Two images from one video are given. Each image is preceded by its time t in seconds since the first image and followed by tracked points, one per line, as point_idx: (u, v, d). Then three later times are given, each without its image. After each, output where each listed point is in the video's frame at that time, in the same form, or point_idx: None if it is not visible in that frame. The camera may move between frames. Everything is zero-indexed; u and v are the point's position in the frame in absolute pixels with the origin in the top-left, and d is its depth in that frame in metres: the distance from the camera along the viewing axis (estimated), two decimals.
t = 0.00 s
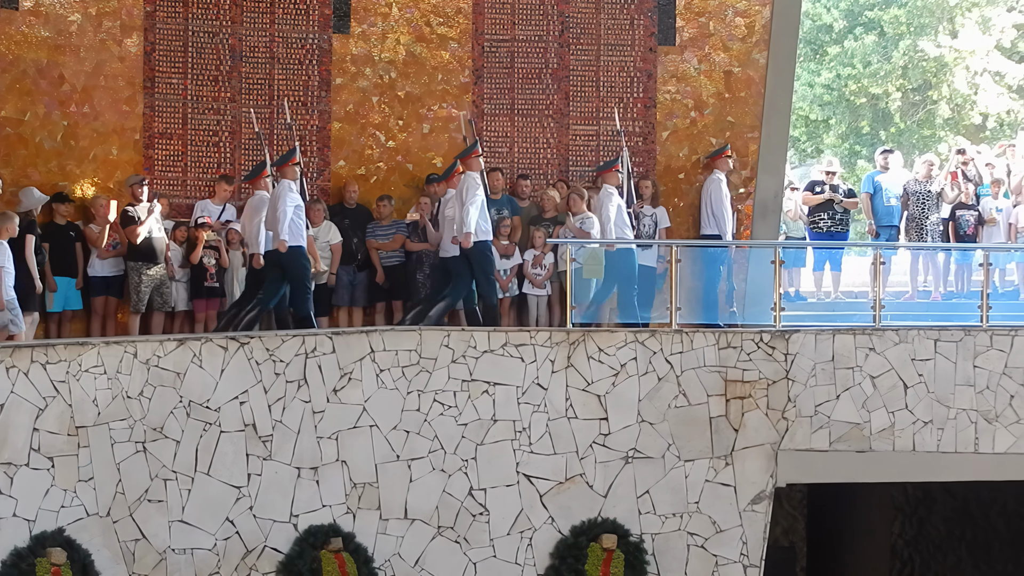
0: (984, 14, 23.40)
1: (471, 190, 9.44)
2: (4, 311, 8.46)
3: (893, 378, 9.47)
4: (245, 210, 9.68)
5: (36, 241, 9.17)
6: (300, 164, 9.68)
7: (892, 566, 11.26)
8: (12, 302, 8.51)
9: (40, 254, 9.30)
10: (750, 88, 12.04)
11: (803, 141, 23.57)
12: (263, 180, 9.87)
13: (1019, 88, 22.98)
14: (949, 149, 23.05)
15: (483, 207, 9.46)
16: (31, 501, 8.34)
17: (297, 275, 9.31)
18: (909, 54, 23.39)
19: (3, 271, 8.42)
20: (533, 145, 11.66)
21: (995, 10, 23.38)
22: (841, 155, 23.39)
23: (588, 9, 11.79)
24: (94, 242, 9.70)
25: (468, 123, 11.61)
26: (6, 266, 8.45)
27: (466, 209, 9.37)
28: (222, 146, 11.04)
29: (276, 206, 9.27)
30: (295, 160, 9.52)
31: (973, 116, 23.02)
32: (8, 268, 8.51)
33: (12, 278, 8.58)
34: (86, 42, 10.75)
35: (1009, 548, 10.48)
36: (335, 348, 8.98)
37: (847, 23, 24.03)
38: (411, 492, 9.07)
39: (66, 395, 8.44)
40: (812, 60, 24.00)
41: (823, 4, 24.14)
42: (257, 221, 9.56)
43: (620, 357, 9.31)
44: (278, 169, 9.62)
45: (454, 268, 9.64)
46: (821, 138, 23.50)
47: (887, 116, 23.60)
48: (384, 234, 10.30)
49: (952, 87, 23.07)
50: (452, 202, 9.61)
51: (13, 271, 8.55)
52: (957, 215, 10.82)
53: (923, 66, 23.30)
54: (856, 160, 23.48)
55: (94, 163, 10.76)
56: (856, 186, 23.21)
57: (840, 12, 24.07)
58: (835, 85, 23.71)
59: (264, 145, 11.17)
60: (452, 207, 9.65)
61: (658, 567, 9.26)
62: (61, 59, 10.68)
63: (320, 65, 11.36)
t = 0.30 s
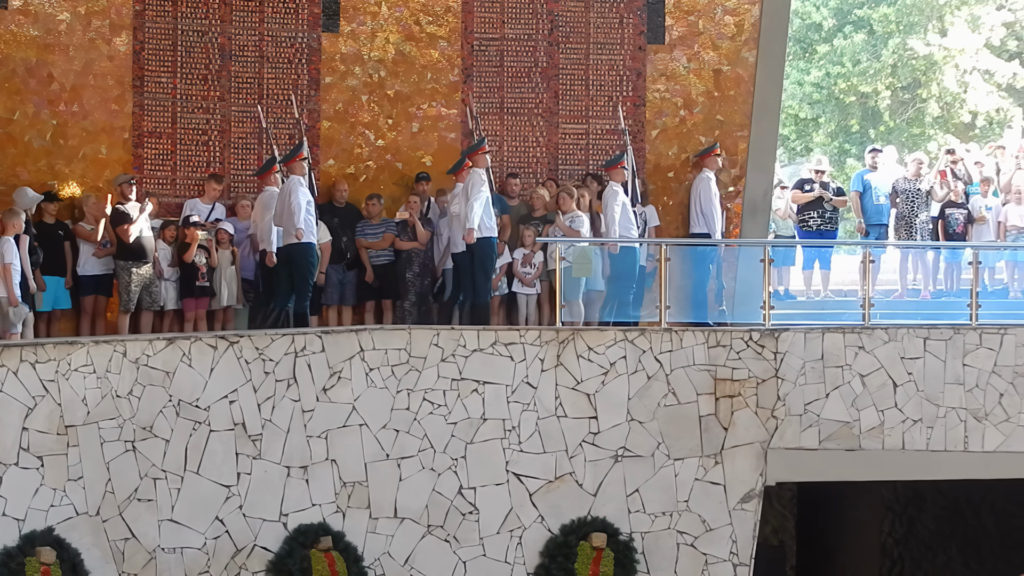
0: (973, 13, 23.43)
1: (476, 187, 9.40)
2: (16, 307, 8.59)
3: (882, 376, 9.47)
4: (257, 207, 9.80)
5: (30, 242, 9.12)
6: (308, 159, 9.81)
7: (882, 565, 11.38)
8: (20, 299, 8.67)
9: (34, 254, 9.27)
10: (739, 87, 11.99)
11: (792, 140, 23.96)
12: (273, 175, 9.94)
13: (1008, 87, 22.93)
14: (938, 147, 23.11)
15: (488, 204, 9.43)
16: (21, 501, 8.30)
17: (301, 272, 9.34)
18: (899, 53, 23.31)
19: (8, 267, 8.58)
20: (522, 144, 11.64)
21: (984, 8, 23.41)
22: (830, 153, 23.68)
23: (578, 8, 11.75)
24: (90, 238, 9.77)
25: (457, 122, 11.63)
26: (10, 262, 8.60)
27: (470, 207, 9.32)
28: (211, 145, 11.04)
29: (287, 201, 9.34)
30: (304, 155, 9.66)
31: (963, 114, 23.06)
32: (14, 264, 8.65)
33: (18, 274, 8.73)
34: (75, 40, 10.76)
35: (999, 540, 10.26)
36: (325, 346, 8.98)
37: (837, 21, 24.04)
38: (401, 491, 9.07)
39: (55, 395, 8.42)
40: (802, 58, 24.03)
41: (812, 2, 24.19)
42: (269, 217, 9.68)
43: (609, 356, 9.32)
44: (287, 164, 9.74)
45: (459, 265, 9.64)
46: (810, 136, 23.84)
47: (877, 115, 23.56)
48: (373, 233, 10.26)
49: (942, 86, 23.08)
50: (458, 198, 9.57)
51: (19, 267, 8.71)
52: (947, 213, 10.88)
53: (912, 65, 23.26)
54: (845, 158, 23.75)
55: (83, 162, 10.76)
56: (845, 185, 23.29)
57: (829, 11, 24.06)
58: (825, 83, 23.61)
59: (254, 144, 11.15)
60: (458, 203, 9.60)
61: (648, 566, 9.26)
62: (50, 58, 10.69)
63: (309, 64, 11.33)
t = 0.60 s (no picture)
0: (962, 12, 23.47)
1: (475, 186, 9.44)
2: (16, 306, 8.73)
3: (872, 375, 9.47)
4: (257, 206, 9.80)
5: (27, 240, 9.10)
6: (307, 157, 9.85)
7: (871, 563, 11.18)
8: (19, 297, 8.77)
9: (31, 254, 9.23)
10: (729, 86, 12.00)
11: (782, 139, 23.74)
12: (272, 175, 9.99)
13: (997, 85, 22.91)
14: (927, 146, 23.00)
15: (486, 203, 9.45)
16: (10, 500, 8.31)
17: (297, 272, 9.34)
18: (888, 52, 23.40)
19: (5, 267, 8.61)
20: (512, 143, 11.64)
21: (974, 7, 23.46)
22: (820, 153, 23.48)
23: (568, 7, 11.74)
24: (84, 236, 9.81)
25: (448, 120, 11.63)
26: (7, 263, 8.62)
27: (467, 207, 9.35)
28: (201, 144, 11.03)
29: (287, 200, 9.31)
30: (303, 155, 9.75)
31: (952, 114, 22.98)
32: (11, 265, 8.66)
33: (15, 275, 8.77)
34: (65, 39, 10.75)
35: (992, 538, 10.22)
36: (315, 345, 8.99)
37: (827, 21, 24.16)
38: (391, 490, 9.07)
39: (45, 394, 8.42)
40: (791, 57, 24.09)
41: (801, 2, 24.28)
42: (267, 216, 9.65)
43: (599, 355, 9.32)
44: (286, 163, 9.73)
45: (455, 265, 9.70)
46: (800, 135, 23.68)
47: (866, 114, 23.56)
48: (362, 233, 10.19)
49: (931, 84, 23.05)
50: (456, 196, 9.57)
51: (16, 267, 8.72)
52: (936, 212, 10.82)
53: (902, 64, 23.30)
54: (834, 157, 23.55)
55: (73, 160, 10.78)
56: (835, 184, 23.30)
57: (818, 10, 24.18)
58: (815, 82, 23.64)
59: (244, 143, 11.14)
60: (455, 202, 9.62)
61: (638, 565, 9.27)
62: (40, 57, 10.68)
63: (299, 63, 11.34)
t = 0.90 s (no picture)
0: (951, 11, 23.50)
1: (470, 188, 9.48)
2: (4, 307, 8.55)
3: (861, 375, 9.48)
4: (248, 205, 9.76)
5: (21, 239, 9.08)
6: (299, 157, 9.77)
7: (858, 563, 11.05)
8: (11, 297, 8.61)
9: (29, 252, 9.31)
10: (718, 85, 11.96)
11: (771, 138, 23.80)
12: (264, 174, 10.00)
13: (986, 85, 22.90)
14: (916, 146, 22.98)
15: (479, 205, 9.51)
16: None
17: (287, 272, 9.35)
18: (877, 51, 23.45)
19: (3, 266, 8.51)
20: (501, 142, 11.64)
21: (962, 7, 23.50)
22: (809, 153, 23.47)
23: (557, 7, 11.73)
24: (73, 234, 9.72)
25: (437, 120, 11.61)
26: (5, 263, 8.55)
27: (462, 211, 9.41)
28: (189, 143, 11.03)
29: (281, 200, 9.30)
30: (295, 153, 9.65)
31: (941, 113, 22.95)
32: (7, 264, 8.58)
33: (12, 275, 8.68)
34: (53, 38, 10.77)
35: (978, 539, 10.36)
36: (303, 345, 8.98)
37: (815, 20, 24.14)
38: (380, 490, 9.07)
39: (33, 393, 8.40)
40: (780, 57, 23.96)
41: (790, 1, 24.14)
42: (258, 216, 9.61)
43: (588, 354, 9.32)
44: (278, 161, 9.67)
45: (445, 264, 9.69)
46: (789, 135, 23.73)
47: (855, 113, 23.53)
48: (351, 232, 10.14)
49: (920, 84, 23.10)
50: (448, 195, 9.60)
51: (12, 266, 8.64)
52: (925, 211, 10.81)
53: (890, 63, 23.36)
54: (822, 156, 23.58)
55: (61, 159, 10.77)
56: (823, 183, 23.33)
57: (807, 10, 24.16)
58: (804, 82, 23.58)
59: (232, 142, 11.14)
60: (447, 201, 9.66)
61: (626, 564, 9.27)
62: (28, 56, 10.70)
63: (288, 62, 11.33)
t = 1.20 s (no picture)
0: (939, 11, 23.45)
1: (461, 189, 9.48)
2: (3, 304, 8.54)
3: (848, 374, 9.48)
4: (235, 204, 9.72)
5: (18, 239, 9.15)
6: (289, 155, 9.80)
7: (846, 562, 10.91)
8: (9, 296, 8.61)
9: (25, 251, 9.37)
10: (705, 84, 11.94)
11: (758, 138, 23.66)
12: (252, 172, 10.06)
13: (973, 84, 22.86)
14: (903, 145, 23.11)
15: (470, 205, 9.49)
16: None
17: (275, 270, 9.38)
18: (864, 51, 23.44)
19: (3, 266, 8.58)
20: (488, 142, 11.64)
21: (949, 6, 23.44)
22: (796, 152, 23.41)
23: (544, 6, 11.73)
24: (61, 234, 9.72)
25: (424, 120, 11.59)
26: (6, 262, 8.64)
27: (457, 210, 9.38)
28: (177, 142, 11.04)
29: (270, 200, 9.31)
30: (284, 152, 9.62)
31: (928, 112, 22.95)
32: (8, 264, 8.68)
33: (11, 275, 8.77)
34: (40, 38, 10.77)
35: (965, 537, 10.62)
36: (291, 344, 8.98)
37: (802, 19, 24.18)
38: (368, 489, 9.07)
39: (21, 392, 8.40)
40: (768, 56, 24.07)
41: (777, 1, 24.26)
42: (246, 215, 9.59)
43: (575, 353, 9.32)
44: (267, 161, 9.64)
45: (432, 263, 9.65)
46: (776, 134, 23.61)
47: (842, 113, 23.55)
48: (339, 231, 10.17)
49: (907, 83, 23.04)
50: (437, 194, 9.55)
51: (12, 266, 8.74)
52: (913, 211, 10.82)
53: (877, 63, 23.37)
54: (810, 155, 23.63)
55: (48, 159, 10.75)
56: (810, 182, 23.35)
57: (794, 9, 24.22)
58: (790, 81, 23.66)
59: (219, 141, 11.13)
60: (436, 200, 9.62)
61: (614, 563, 9.27)
62: (15, 55, 10.70)
63: (276, 61, 11.32)
